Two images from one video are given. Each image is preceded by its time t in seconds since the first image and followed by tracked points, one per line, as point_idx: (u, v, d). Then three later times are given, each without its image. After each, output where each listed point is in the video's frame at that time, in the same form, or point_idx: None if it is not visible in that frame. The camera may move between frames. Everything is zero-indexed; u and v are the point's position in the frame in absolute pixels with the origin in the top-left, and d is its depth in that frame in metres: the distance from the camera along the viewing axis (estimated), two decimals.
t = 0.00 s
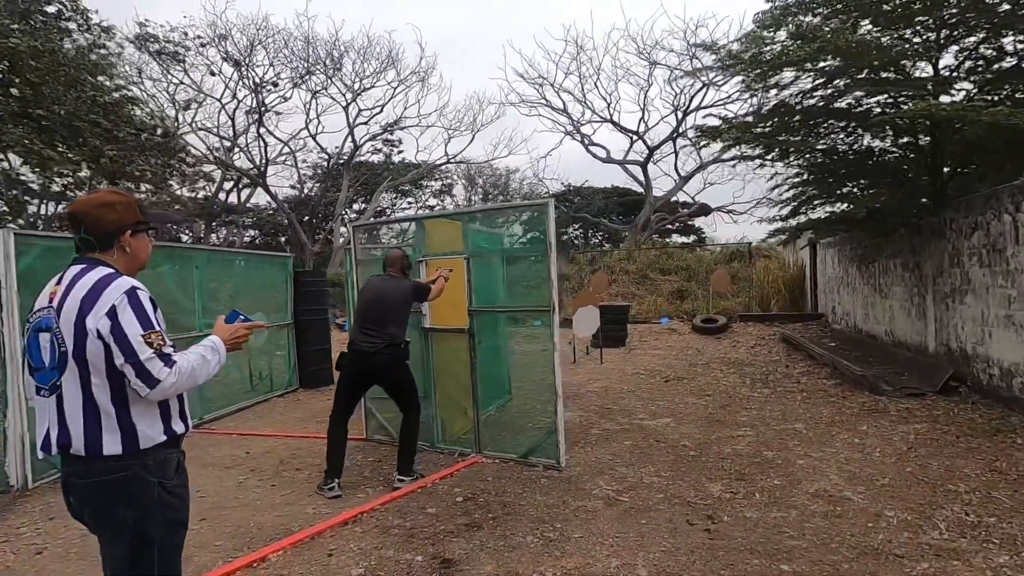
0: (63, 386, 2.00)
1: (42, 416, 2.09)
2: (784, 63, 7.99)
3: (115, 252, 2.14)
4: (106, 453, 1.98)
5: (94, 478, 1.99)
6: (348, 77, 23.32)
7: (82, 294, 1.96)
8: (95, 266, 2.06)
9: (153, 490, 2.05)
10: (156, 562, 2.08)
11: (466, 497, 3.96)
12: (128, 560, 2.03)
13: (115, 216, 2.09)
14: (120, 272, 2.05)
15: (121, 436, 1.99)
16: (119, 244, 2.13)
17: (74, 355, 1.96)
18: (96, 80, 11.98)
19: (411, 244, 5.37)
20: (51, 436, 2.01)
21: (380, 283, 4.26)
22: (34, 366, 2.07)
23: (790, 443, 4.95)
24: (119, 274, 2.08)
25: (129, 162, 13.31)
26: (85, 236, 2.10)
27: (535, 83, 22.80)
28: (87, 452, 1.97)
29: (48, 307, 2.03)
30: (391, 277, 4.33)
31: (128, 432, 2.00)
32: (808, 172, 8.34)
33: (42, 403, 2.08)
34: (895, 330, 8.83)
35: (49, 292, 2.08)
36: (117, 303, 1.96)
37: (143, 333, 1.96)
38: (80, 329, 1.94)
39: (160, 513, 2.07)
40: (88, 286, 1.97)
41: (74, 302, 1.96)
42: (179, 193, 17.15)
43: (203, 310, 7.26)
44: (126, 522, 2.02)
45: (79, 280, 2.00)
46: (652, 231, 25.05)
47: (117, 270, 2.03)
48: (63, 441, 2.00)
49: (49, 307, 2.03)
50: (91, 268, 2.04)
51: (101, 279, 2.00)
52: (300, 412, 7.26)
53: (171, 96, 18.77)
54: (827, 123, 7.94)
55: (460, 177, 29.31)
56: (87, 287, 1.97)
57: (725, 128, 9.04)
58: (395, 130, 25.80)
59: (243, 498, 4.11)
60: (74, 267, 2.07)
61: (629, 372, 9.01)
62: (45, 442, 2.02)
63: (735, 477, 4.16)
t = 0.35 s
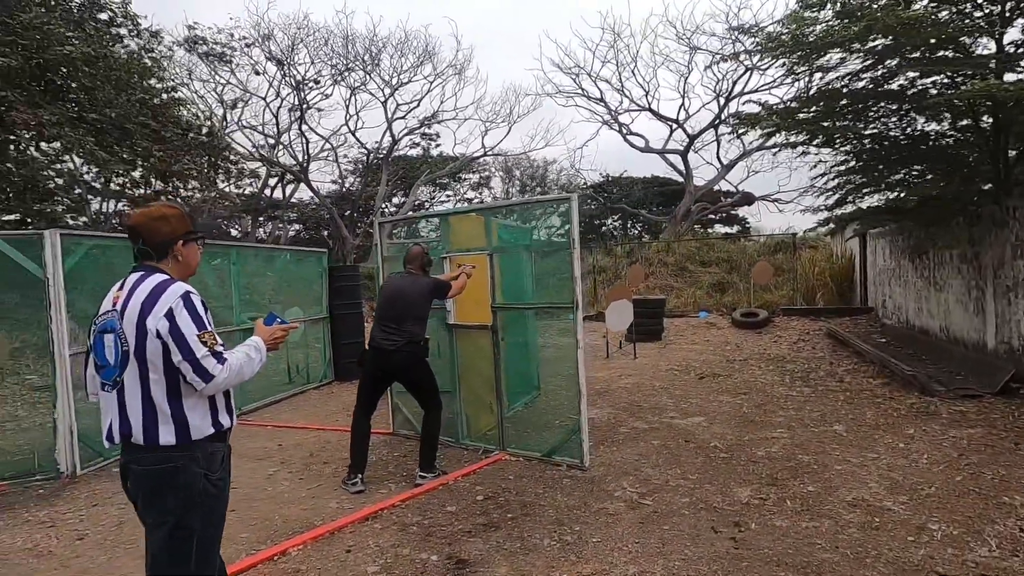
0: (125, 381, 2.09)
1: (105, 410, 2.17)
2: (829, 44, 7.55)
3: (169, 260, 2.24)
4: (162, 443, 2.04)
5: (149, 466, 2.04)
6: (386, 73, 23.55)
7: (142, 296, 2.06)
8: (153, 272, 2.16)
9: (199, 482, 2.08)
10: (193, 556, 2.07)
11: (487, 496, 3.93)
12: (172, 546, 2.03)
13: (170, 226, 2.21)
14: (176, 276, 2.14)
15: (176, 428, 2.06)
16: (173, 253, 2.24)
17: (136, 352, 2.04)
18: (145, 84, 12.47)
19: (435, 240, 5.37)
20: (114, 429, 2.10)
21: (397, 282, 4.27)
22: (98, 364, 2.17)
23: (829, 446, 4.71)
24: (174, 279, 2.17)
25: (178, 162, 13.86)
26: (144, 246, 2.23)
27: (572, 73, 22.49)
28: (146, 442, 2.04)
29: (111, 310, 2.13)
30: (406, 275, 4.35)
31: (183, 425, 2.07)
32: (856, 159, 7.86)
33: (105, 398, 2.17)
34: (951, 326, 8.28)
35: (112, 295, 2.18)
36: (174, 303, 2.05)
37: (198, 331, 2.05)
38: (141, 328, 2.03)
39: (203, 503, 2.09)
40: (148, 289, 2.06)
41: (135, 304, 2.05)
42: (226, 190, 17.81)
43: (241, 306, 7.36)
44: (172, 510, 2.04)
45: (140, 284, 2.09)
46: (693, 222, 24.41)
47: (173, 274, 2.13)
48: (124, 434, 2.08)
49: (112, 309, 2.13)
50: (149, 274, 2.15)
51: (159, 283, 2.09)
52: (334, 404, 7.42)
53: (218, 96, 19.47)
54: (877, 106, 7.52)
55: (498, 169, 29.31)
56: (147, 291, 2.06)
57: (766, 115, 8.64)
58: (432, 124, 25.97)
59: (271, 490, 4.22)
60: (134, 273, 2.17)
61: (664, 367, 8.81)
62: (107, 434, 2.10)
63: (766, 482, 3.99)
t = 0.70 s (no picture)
0: (203, 369, 2.35)
1: (183, 395, 2.44)
2: (867, 29, 7.28)
3: (235, 261, 2.50)
4: (239, 422, 2.31)
5: (229, 444, 2.31)
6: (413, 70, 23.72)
7: (217, 293, 2.32)
8: (224, 272, 2.42)
9: (273, 455, 2.35)
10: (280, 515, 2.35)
11: (513, 492, 3.95)
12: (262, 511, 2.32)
13: (235, 230, 2.47)
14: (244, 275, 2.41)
15: (251, 409, 2.33)
16: (237, 254, 2.50)
17: (213, 343, 2.31)
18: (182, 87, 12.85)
19: (462, 236, 5.39)
20: (194, 411, 2.36)
21: (422, 278, 4.32)
22: (177, 354, 2.43)
23: (865, 447, 4.57)
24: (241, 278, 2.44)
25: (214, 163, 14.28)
26: (213, 249, 2.49)
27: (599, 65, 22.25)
28: (225, 422, 2.31)
29: (188, 306, 2.39)
30: (439, 272, 4.37)
31: (255, 406, 2.34)
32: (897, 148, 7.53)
33: (184, 385, 2.43)
34: (998, 321, 7.92)
35: (186, 293, 2.44)
36: (245, 299, 2.31)
37: (266, 324, 2.32)
38: (217, 322, 2.29)
39: (278, 470, 2.35)
40: (222, 287, 2.33)
41: (212, 300, 2.32)
42: (260, 189, 18.26)
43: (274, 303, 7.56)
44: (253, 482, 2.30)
45: (213, 283, 2.36)
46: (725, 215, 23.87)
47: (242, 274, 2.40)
48: (205, 414, 2.34)
49: (189, 305, 2.38)
50: (220, 274, 2.41)
51: (231, 282, 2.36)
52: (364, 399, 7.56)
53: (251, 97, 19.95)
54: (919, 92, 7.27)
55: (525, 164, 29.23)
56: (221, 289, 2.32)
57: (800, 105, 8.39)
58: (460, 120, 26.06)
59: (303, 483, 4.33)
60: (206, 273, 2.43)
61: (693, 364, 8.68)
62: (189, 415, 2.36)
63: (798, 483, 3.89)
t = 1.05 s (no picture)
0: (248, 363, 2.49)
1: (228, 388, 2.58)
2: (887, 20, 7.14)
3: (278, 264, 2.68)
4: (282, 413, 2.45)
5: (277, 432, 2.45)
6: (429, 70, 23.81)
7: (265, 292, 2.49)
8: (269, 273, 2.59)
9: (320, 439, 2.49)
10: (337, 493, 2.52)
11: (527, 491, 3.95)
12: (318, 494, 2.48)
13: (281, 234, 2.67)
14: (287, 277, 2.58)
15: (293, 400, 2.46)
16: (281, 257, 2.68)
17: (259, 339, 2.46)
18: (200, 90, 13.05)
19: (475, 235, 5.42)
20: (239, 403, 2.50)
21: (428, 279, 4.41)
22: (224, 350, 2.58)
23: (886, 446, 4.48)
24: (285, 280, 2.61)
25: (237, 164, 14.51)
26: (258, 252, 2.67)
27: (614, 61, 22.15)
28: (269, 412, 2.45)
29: (236, 304, 2.55)
30: (442, 270, 4.43)
31: (297, 399, 2.47)
32: (921, 141, 7.35)
33: (229, 379, 2.58)
34: None
35: (234, 293, 2.61)
36: (290, 298, 2.47)
37: (308, 322, 2.47)
38: (265, 320, 2.45)
39: (327, 454, 2.50)
40: (270, 287, 2.49)
41: (259, 299, 2.48)
42: (279, 190, 18.53)
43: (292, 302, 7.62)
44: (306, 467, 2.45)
45: (261, 283, 2.52)
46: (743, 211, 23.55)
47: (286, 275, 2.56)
48: (249, 407, 2.48)
49: (237, 304, 2.54)
50: (266, 275, 2.58)
51: (277, 282, 2.53)
52: (381, 398, 7.64)
53: (270, 100, 20.23)
54: (943, 83, 7.09)
55: (541, 162, 29.17)
56: (269, 289, 2.49)
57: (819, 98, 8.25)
58: (475, 119, 26.11)
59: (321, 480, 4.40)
60: (253, 274, 2.60)
61: (710, 362, 8.60)
62: (234, 407, 2.50)
63: (816, 482, 3.83)
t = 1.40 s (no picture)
0: (306, 365, 2.56)
1: (282, 388, 2.63)
2: (898, 17, 7.06)
3: (325, 269, 2.73)
4: (339, 411, 2.54)
5: (333, 426, 2.53)
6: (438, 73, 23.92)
7: (320, 296, 2.55)
8: (320, 278, 2.65)
9: (371, 433, 2.60)
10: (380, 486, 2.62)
11: (535, 493, 3.95)
12: (364, 490, 2.57)
13: (326, 239, 2.69)
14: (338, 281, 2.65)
15: (349, 397, 2.56)
16: (328, 263, 2.73)
17: (317, 341, 2.53)
18: (212, 95, 13.20)
19: (483, 237, 5.43)
20: (297, 403, 2.57)
21: (433, 282, 4.40)
22: (277, 352, 2.63)
23: (900, 449, 4.42)
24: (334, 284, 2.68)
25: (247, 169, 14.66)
26: (305, 257, 2.70)
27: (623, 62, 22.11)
28: (327, 409, 2.53)
29: (289, 309, 2.60)
30: (445, 271, 4.43)
31: (353, 398, 2.57)
32: (934, 139, 7.25)
33: (283, 380, 2.63)
34: None
35: (283, 297, 2.65)
36: (344, 301, 2.55)
37: (362, 324, 2.57)
38: (322, 322, 2.52)
39: (376, 448, 2.61)
40: (324, 292, 2.56)
41: (315, 303, 2.55)
42: (290, 194, 18.69)
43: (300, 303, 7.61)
44: (357, 461, 2.54)
45: (314, 288, 2.58)
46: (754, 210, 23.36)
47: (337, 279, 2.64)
48: (308, 406, 2.55)
49: (291, 308, 2.59)
50: (317, 280, 2.63)
51: (330, 287, 2.60)
52: (391, 400, 7.67)
53: (281, 104, 20.43)
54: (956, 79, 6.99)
55: (550, 164, 29.17)
56: (322, 294, 2.56)
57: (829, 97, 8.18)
58: (484, 121, 26.20)
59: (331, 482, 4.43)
60: (303, 279, 2.65)
61: (720, 363, 8.53)
62: (291, 406, 2.57)
63: (828, 485, 3.79)
